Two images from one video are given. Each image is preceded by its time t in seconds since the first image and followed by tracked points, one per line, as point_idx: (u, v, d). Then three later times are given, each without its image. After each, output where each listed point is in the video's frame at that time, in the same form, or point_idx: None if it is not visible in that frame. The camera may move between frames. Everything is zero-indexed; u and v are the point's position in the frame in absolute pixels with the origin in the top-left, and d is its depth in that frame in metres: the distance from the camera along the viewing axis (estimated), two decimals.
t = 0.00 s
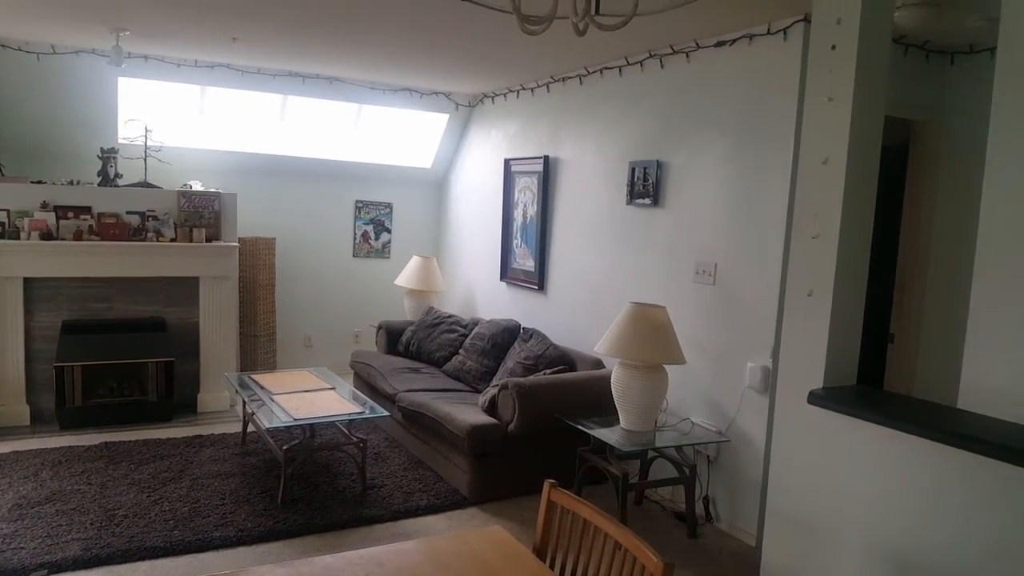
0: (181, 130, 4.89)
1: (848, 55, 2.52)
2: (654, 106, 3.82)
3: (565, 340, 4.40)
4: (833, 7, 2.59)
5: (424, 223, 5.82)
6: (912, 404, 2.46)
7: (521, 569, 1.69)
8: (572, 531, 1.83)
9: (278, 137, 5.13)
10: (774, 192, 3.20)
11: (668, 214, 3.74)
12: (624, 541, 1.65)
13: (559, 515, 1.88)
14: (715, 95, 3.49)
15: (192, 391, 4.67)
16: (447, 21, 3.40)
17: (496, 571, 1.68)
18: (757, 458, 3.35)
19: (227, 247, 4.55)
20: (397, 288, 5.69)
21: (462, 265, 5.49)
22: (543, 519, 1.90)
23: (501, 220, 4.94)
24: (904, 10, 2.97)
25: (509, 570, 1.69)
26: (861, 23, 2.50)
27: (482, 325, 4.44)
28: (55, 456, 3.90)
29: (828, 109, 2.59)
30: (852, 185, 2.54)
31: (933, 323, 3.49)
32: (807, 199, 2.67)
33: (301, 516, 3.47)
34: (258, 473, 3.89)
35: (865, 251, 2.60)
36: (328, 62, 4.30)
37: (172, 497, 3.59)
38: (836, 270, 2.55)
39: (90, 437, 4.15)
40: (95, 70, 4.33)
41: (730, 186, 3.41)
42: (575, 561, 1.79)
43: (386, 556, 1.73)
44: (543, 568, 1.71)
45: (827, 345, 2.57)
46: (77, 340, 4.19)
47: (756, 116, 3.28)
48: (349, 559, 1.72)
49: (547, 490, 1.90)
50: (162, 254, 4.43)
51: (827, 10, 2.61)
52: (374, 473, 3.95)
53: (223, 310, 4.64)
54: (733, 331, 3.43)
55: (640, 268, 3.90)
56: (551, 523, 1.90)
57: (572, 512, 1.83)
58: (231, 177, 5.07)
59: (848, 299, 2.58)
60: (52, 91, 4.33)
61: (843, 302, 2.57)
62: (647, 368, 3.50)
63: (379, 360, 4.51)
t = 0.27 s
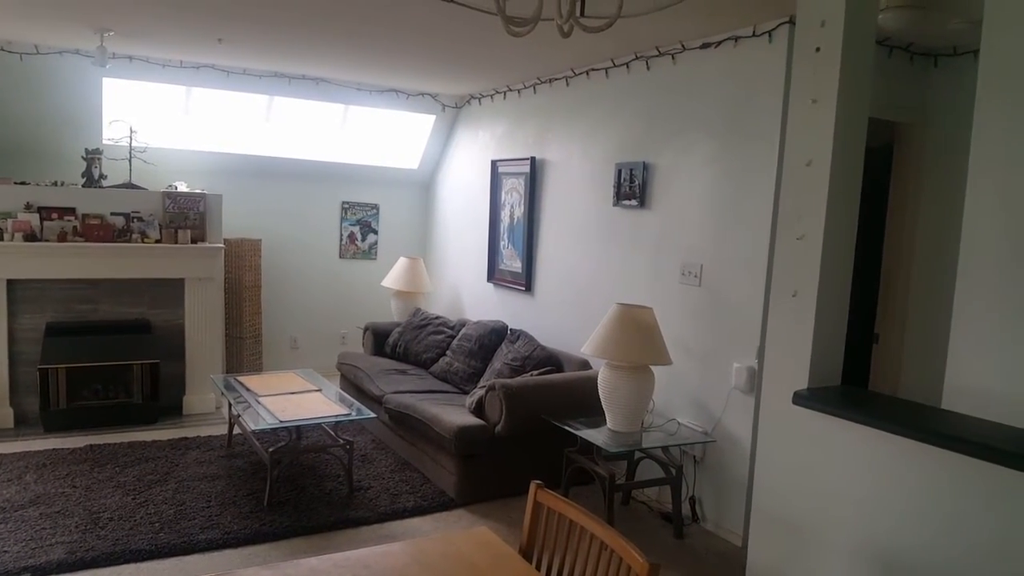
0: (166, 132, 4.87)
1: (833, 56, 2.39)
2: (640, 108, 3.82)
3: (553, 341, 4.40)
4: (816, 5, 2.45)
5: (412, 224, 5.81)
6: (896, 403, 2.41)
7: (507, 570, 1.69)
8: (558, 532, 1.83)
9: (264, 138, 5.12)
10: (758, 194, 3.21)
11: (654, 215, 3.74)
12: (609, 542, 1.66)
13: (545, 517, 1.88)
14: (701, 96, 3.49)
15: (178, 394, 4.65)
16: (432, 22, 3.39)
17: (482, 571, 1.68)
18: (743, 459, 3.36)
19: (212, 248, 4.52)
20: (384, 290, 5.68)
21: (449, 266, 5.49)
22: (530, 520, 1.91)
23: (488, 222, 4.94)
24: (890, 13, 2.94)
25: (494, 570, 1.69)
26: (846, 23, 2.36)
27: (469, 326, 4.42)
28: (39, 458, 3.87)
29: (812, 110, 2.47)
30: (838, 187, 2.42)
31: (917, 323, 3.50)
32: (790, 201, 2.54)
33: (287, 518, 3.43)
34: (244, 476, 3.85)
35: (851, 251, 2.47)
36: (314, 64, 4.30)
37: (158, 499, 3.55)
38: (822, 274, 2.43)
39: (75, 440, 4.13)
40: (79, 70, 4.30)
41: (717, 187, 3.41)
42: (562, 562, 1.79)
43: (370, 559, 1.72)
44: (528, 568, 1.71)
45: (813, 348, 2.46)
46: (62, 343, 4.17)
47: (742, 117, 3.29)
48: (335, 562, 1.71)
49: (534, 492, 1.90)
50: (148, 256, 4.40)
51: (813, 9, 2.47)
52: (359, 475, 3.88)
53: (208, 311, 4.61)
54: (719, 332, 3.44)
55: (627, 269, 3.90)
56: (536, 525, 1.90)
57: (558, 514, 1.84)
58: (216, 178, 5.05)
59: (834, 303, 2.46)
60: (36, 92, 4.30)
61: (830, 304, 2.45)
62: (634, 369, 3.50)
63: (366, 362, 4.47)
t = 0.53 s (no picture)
0: (149, 132, 4.83)
1: (815, 58, 2.37)
2: (627, 108, 3.83)
3: (540, 342, 4.40)
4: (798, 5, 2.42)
5: (398, 225, 5.80)
6: (880, 403, 2.44)
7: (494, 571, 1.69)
8: (544, 532, 1.82)
9: (249, 138, 5.09)
10: (743, 194, 3.22)
11: (641, 216, 3.75)
12: (596, 542, 1.65)
13: (531, 517, 1.88)
14: (685, 97, 3.51)
15: (163, 395, 4.61)
16: (418, 22, 3.39)
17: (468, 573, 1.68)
18: (729, 457, 3.37)
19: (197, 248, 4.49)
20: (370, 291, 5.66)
21: (436, 267, 5.47)
22: (516, 520, 1.90)
23: (475, 223, 4.94)
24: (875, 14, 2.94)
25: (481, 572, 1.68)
26: (827, 24, 2.34)
27: (457, 326, 4.40)
28: (21, 462, 3.82)
29: (795, 112, 2.44)
30: (820, 188, 2.41)
31: (900, 323, 3.53)
32: (773, 202, 2.54)
33: (273, 520, 3.41)
34: (229, 478, 3.82)
35: (832, 251, 2.48)
36: (299, 64, 4.28)
37: (142, 502, 3.52)
38: (804, 274, 2.44)
39: (58, 443, 4.08)
40: (60, 70, 4.26)
41: (702, 188, 3.42)
42: (549, 562, 1.79)
43: (357, 561, 1.71)
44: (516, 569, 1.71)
45: (795, 348, 2.48)
46: (45, 345, 4.14)
47: (727, 118, 3.30)
48: (321, 564, 1.70)
49: (519, 493, 1.89)
50: (131, 257, 4.37)
51: (796, 10, 2.43)
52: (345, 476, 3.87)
53: (194, 312, 4.58)
54: (704, 332, 3.45)
55: (613, 269, 3.90)
56: (522, 524, 1.90)
57: (544, 513, 1.83)
58: (200, 178, 5.01)
59: (816, 303, 2.47)
60: (17, 92, 4.26)
61: (812, 304, 2.46)
62: (620, 369, 3.51)
63: (353, 363, 4.44)
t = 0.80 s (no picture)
0: (134, 132, 4.80)
1: (798, 59, 2.38)
2: (613, 109, 3.83)
3: (527, 342, 4.39)
4: (782, 5, 2.43)
5: (385, 226, 5.79)
6: (863, 400, 2.45)
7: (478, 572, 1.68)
8: (531, 532, 1.82)
9: (235, 139, 5.07)
10: (728, 193, 3.23)
11: (627, 216, 3.75)
12: (583, 543, 1.64)
13: (518, 517, 1.87)
14: (670, 98, 3.52)
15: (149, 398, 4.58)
16: (403, 23, 3.38)
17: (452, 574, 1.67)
18: (715, 457, 3.38)
19: (183, 250, 4.46)
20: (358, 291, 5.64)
21: (424, 267, 5.46)
22: (502, 521, 1.89)
23: (462, 223, 4.93)
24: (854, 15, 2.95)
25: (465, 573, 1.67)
26: (811, 24, 2.35)
27: (444, 327, 4.38)
28: (4, 466, 3.78)
29: (778, 113, 2.45)
30: (803, 188, 2.42)
31: (884, 322, 3.55)
32: (757, 201, 2.54)
33: (259, 523, 3.39)
34: (215, 481, 3.80)
35: (815, 251, 2.49)
36: (285, 64, 4.27)
37: (126, 506, 3.49)
38: (788, 274, 2.45)
39: (42, 447, 4.05)
40: (42, 69, 4.24)
41: (688, 188, 3.43)
42: (534, 563, 1.79)
43: (339, 563, 1.70)
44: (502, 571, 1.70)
45: (779, 347, 2.48)
46: (28, 347, 4.11)
47: (712, 118, 3.31)
48: (302, 567, 1.69)
49: (506, 492, 1.89)
50: (116, 259, 4.34)
51: (779, 10, 2.45)
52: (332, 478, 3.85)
53: (179, 314, 4.55)
54: (691, 332, 3.46)
55: (600, 270, 3.91)
56: (508, 524, 1.89)
57: (531, 514, 1.82)
58: (185, 179, 4.98)
59: (800, 302, 2.48)
60: None
61: (795, 303, 2.47)
62: (607, 369, 3.51)
63: (339, 365, 4.42)
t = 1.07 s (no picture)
0: (110, 131, 4.74)
1: (776, 65, 2.40)
2: (594, 112, 3.84)
3: (508, 345, 4.39)
4: (759, 11, 2.46)
5: (366, 227, 5.76)
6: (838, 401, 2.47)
7: None
8: (510, 535, 1.80)
9: (214, 139, 5.02)
10: (708, 197, 3.25)
11: (608, 219, 3.76)
12: (559, 544, 1.64)
13: (496, 520, 1.86)
14: (649, 102, 3.54)
15: (123, 401, 4.51)
16: (385, 23, 3.37)
17: None
18: (694, 458, 3.40)
19: (160, 250, 4.41)
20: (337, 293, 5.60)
21: (405, 269, 5.44)
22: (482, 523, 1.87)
23: (444, 226, 4.92)
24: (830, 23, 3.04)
25: None
26: (788, 31, 2.37)
27: (425, 330, 4.34)
28: None
29: (756, 117, 2.47)
30: (779, 193, 2.44)
31: (859, 324, 3.59)
32: (735, 205, 2.56)
33: (236, 527, 3.34)
34: (191, 485, 3.74)
35: (790, 255, 2.51)
36: (265, 64, 4.24)
37: (100, 510, 3.43)
38: (766, 277, 2.47)
39: (13, 450, 3.96)
40: (14, 66, 4.17)
41: (669, 191, 3.45)
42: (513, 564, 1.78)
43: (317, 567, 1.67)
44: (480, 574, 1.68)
45: (755, 350, 2.50)
46: None
47: (692, 122, 3.33)
48: (278, 571, 1.66)
49: (483, 496, 1.87)
50: (91, 260, 4.27)
51: (756, 17, 2.47)
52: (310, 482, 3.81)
53: (155, 316, 4.48)
54: (670, 334, 3.47)
55: (581, 273, 3.91)
56: (486, 528, 1.87)
57: (509, 517, 1.81)
58: (163, 179, 4.92)
59: (776, 305, 2.50)
60: None
61: (772, 306, 2.49)
62: (588, 371, 3.51)
63: (318, 368, 4.38)
